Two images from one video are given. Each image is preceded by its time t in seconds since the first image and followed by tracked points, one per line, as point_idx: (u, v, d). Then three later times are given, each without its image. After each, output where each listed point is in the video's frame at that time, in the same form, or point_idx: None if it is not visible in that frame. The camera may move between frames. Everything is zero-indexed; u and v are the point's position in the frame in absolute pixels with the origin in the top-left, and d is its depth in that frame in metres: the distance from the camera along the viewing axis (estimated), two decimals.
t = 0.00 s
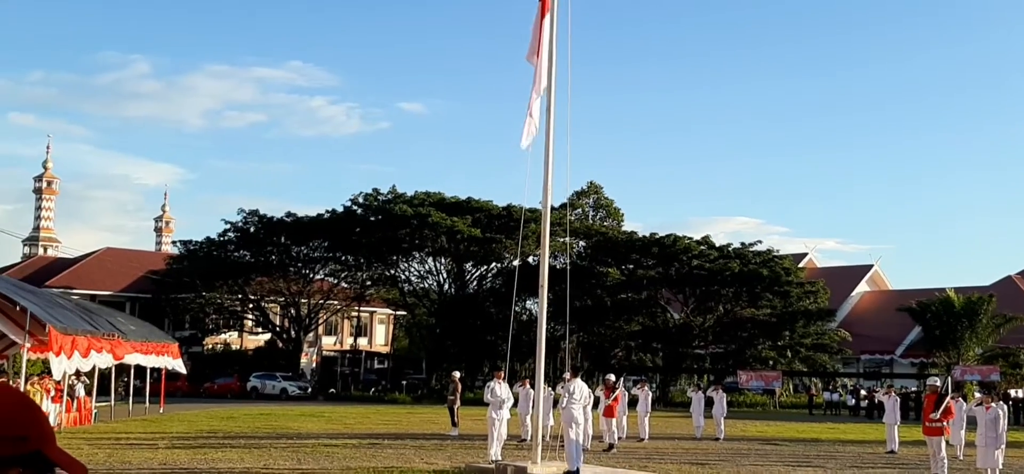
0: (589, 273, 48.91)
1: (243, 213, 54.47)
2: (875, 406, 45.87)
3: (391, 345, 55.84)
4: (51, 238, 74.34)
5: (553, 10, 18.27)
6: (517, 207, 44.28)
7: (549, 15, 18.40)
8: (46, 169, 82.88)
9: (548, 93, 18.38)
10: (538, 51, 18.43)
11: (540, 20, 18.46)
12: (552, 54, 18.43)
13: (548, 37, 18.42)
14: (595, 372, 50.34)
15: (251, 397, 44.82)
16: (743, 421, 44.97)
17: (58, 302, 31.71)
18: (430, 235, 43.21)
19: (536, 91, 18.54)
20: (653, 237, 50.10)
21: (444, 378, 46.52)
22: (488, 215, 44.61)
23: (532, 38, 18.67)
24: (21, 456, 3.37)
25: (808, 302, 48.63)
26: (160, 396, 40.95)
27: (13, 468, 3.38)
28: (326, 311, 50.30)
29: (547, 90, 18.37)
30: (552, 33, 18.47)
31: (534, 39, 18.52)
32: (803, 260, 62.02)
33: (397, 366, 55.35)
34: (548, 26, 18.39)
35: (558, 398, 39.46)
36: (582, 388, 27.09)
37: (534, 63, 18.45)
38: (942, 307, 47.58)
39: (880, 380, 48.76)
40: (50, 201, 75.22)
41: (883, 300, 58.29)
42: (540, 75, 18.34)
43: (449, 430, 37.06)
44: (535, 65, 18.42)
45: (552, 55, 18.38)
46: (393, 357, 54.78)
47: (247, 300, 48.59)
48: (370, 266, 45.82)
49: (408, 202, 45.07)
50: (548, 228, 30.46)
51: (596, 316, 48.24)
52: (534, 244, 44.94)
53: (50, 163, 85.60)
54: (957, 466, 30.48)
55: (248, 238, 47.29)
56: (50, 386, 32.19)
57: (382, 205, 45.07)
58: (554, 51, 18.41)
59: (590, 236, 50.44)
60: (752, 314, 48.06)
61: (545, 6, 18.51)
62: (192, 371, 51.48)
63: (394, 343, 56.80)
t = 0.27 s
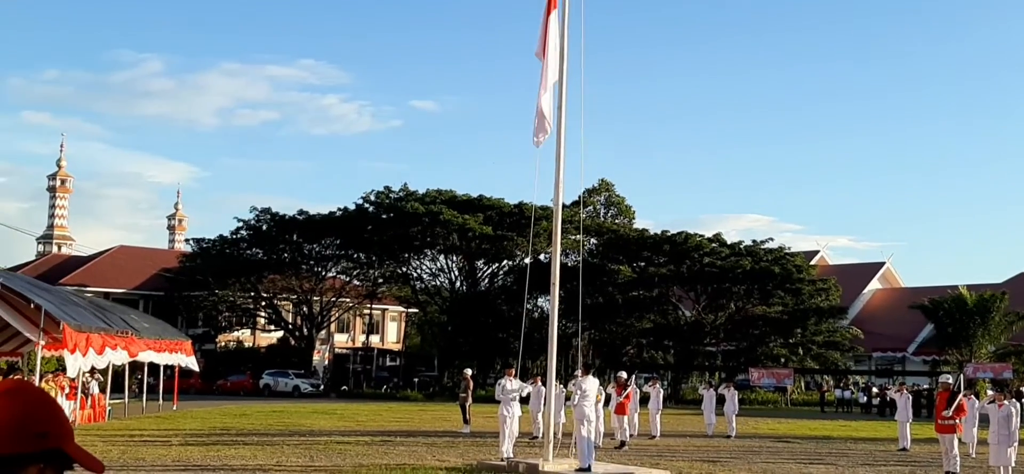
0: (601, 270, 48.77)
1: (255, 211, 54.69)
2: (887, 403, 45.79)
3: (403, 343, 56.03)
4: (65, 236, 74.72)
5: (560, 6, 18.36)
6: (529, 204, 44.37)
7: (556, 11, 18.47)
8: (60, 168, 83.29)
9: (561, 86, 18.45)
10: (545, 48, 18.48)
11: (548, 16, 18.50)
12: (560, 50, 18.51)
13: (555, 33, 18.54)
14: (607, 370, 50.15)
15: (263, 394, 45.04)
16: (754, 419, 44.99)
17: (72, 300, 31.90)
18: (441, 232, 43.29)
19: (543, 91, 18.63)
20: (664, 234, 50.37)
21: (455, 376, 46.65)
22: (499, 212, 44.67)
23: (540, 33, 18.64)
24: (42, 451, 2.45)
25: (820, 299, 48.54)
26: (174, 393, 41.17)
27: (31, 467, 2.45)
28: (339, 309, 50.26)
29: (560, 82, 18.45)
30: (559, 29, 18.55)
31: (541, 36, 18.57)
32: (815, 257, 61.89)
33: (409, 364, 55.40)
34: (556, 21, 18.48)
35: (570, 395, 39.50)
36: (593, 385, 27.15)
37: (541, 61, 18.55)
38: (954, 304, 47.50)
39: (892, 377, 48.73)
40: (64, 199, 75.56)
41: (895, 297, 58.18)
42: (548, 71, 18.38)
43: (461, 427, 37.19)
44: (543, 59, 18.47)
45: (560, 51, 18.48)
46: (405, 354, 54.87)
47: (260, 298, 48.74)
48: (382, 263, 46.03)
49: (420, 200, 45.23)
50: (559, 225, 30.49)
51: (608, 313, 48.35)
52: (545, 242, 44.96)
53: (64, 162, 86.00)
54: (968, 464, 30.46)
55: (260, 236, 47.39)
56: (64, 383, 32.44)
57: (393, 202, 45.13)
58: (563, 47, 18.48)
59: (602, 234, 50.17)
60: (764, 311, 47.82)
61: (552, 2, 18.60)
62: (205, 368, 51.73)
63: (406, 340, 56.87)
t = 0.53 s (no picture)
0: (614, 268, 48.55)
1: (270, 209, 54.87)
2: (901, 401, 45.65)
3: (417, 341, 56.13)
4: (81, 235, 75.06)
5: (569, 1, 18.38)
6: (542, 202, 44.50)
7: (566, 7, 18.49)
8: (75, 167, 83.65)
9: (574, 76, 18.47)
10: (555, 44, 18.49)
11: (558, 12, 18.53)
12: (570, 44, 18.57)
13: (565, 28, 18.58)
14: (620, 368, 50.46)
15: (278, 392, 45.20)
16: (768, 417, 44.94)
17: (88, 298, 32.05)
18: (455, 230, 43.35)
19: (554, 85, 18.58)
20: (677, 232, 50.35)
21: (469, 374, 46.72)
22: (512, 211, 44.81)
23: (551, 29, 18.70)
24: (63, 450, 2.50)
25: (834, 297, 48.39)
26: (189, 391, 41.39)
27: (52, 466, 2.52)
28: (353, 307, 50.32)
29: (574, 71, 18.45)
30: (569, 25, 18.59)
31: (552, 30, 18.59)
32: (829, 255, 61.75)
33: (422, 362, 55.40)
34: (565, 16, 18.52)
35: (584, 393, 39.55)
36: (606, 383, 27.15)
37: (552, 55, 18.57)
38: (969, 302, 47.29)
39: (907, 375, 48.64)
40: (79, 198, 75.81)
41: (910, 295, 58.02)
42: (559, 66, 18.36)
43: (475, 425, 37.26)
44: (555, 51, 18.47)
45: (571, 47, 18.54)
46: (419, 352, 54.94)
47: (275, 296, 48.85)
48: (396, 261, 46.10)
49: (433, 198, 45.28)
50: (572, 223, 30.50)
51: (621, 311, 48.31)
52: (558, 240, 44.85)
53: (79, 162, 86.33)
54: (984, 462, 30.35)
55: (275, 235, 47.64)
56: (81, 382, 32.68)
57: (407, 201, 45.20)
58: (574, 41, 18.52)
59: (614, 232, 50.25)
60: (778, 309, 47.66)
61: None
62: (220, 366, 51.95)
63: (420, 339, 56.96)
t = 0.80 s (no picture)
0: (626, 264, 48.68)
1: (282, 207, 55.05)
2: (915, 396, 45.55)
3: (430, 338, 56.20)
4: (95, 234, 75.33)
5: None
6: (554, 199, 44.57)
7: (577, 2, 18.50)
8: (89, 166, 83.91)
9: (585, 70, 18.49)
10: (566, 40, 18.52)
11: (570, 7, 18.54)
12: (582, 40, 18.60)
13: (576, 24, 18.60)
14: (632, 364, 50.48)
15: (292, 389, 45.35)
16: (781, 412, 44.93)
17: (103, 296, 32.19)
18: (467, 227, 43.44)
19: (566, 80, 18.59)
20: (689, 228, 50.19)
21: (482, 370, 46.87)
22: (524, 207, 44.98)
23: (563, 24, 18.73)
24: (80, 447, 2.35)
25: (847, 292, 48.33)
26: (204, 388, 41.60)
27: (69, 464, 2.36)
28: (366, 305, 50.71)
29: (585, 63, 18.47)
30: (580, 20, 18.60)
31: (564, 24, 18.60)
32: (842, 250, 61.58)
33: (436, 359, 55.35)
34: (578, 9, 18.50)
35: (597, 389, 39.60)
36: (619, 379, 27.16)
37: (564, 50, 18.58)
38: (983, 296, 47.14)
39: (920, 370, 48.49)
40: (93, 197, 76.02)
41: (924, 290, 57.77)
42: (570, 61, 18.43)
43: (488, 421, 37.36)
44: (567, 45, 18.48)
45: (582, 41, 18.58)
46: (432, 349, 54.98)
47: (288, 294, 48.86)
48: (409, 258, 46.20)
49: (445, 195, 45.45)
50: (583, 219, 30.36)
51: (633, 307, 48.44)
52: (570, 236, 44.75)
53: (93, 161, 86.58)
54: (998, 457, 30.27)
55: (288, 232, 47.86)
56: (96, 379, 32.94)
57: (419, 198, 45.43)
58: (585, 37, 18.56)
59: (627, 228, 50.14)
60: (790, 304, 47.70)
61: None
62: (234, 363, 52.21)
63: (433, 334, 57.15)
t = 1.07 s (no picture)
0: (627, 265, 48.63)
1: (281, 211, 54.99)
2: (916, 395, 45.51)
3: (430, 340, 56.15)
4: (95, 238, 75.30)
5: None
6: (554, 200, 44.72)
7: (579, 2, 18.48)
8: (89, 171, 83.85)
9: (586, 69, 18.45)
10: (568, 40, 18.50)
11: (570, 8, 18.53)
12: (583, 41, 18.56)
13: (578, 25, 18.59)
14: (634, 365, 50.22)
15: (292, 393, 45.33)
16: (782, 413, 44.92)
17: (102, 300, 32.14)
18: (467, 229, 43.41)
19: (567, 79, 18.58)
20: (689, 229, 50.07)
21: (483, 373, 46.70)
22: (525, 208, 44.95)
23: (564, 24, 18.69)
24: (81, 451, 2.50)
25: (847, 292, 48.29)
26: (204, 392, 41.58)
27: (71, 466, 2.51)
28: (366, 307, 50.44)
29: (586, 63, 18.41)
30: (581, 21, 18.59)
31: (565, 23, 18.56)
32: (842, 249, 61.58)
33: (437, 361, 55.16)
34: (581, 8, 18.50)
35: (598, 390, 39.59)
36: (620, 380, 27.14)
37: (566, 50, 18.58)
38: (983, 295, 47.21)
39: (921, 370, 48.39)
40: (93, 202, 75.80)
41: (924, 289, 57.75)
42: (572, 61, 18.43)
43: (489, 423, 37.35)
44: (568, 44, 18.48)
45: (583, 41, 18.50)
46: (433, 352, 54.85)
47: (288, 297, 48.90)
48: (409, 261, 46.18)
49: (445, 197, 45.41)
50: (584, 220, 30.33)
51: (634, 308, 48.35)
52: (571, 237, 44.87)
53: (93, 166, 86.50)
54: (999, 456, 30.26)
55: (288, 236, 47.76)
56: (97, 384, 32.91)
57: (419, 200, 45.40)
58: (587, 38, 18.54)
59: (627, 229, 50.20)
60: (791, 304, 47.50)
61: None
62: (234, 367, 52.07)
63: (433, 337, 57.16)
